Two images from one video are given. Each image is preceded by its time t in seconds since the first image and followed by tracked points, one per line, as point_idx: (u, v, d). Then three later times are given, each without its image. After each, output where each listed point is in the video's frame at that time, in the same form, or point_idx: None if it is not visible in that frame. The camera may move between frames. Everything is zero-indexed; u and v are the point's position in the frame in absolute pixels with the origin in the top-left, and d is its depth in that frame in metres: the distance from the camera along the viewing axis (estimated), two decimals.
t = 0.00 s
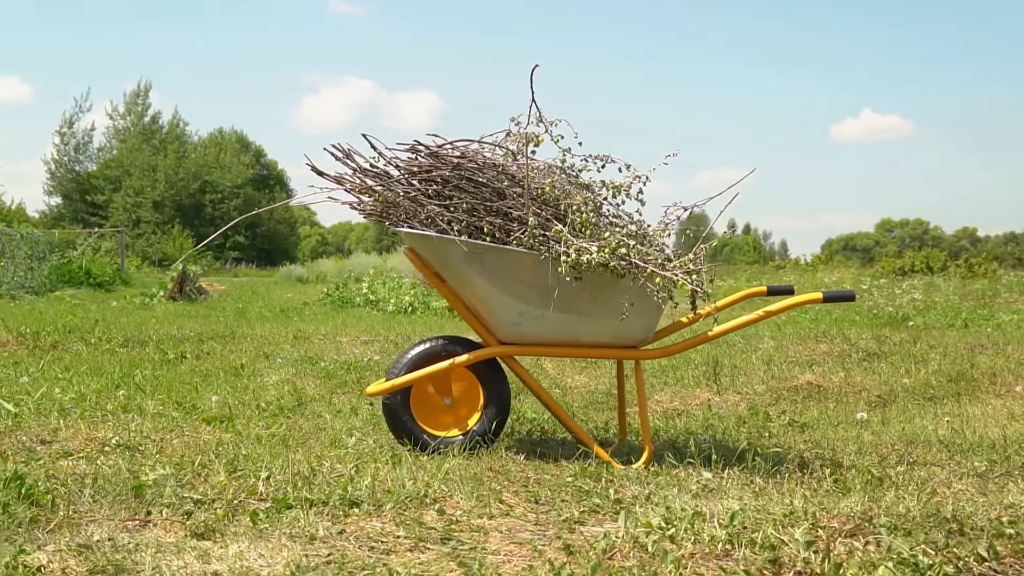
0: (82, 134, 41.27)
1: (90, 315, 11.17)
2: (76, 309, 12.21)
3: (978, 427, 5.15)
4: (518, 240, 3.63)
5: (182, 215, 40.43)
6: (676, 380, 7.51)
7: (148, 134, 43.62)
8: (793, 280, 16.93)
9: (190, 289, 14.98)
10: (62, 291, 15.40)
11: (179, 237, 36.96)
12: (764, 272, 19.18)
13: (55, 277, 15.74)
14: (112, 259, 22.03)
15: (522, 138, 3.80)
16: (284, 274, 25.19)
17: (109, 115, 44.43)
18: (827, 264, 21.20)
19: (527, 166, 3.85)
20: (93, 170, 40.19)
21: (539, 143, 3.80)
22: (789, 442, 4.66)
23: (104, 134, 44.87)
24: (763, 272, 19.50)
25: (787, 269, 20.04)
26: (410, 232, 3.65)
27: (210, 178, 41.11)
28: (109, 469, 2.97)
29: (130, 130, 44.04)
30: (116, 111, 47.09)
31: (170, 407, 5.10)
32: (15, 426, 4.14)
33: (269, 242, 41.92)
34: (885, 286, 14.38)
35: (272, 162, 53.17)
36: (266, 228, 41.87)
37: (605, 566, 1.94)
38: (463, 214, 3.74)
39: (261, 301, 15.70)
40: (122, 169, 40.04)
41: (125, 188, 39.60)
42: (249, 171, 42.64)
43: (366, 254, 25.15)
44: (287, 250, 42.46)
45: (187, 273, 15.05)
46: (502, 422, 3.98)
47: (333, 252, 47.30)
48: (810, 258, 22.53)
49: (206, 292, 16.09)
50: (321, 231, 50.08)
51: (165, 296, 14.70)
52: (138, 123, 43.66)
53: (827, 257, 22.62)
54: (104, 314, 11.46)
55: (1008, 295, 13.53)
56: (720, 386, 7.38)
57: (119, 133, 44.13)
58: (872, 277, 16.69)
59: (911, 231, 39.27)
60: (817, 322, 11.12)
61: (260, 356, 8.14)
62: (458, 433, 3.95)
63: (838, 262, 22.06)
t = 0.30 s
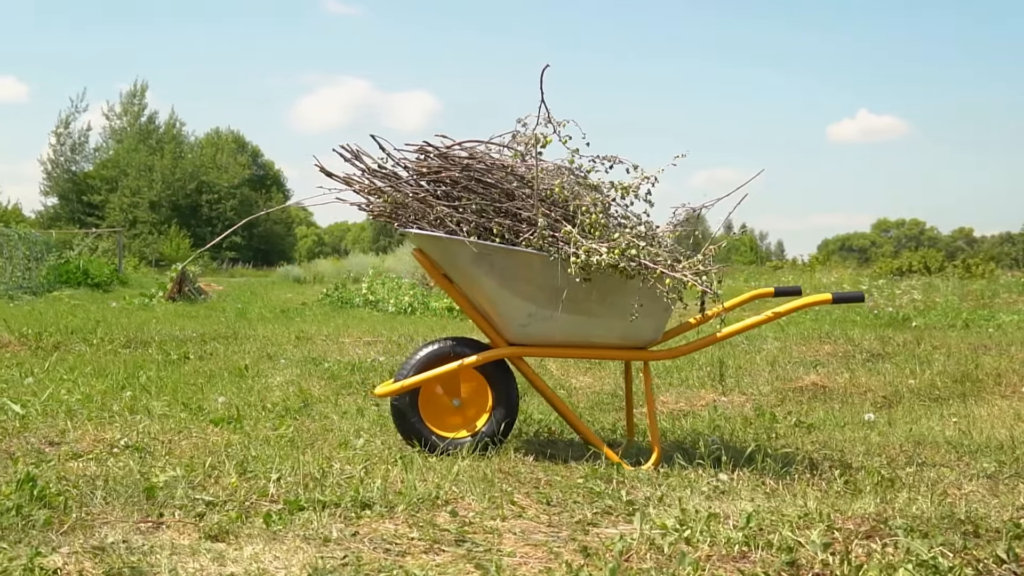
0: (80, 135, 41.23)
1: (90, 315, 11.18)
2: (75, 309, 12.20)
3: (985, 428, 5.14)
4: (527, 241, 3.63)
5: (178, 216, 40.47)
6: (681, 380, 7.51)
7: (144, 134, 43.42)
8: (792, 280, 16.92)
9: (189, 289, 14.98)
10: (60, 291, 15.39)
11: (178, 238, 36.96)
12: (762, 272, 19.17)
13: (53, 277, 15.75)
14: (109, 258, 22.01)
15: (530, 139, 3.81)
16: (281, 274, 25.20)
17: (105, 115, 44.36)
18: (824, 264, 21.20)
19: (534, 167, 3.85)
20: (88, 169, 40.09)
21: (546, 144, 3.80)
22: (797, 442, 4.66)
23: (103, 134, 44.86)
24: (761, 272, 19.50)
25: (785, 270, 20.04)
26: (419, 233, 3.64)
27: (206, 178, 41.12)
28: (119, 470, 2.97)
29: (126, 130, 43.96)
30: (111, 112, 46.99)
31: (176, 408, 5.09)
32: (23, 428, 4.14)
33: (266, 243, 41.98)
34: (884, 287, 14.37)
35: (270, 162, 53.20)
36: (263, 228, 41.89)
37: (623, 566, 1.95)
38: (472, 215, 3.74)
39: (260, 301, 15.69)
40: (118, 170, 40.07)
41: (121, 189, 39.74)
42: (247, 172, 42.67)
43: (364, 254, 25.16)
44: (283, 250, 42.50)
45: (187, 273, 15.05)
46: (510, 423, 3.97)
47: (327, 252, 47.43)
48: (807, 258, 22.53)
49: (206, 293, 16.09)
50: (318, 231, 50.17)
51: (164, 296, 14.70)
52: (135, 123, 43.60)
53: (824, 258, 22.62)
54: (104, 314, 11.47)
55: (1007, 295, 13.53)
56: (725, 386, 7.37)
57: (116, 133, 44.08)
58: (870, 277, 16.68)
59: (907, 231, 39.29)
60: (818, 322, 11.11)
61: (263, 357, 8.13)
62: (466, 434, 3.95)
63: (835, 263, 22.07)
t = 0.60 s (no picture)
0: (76, 134, 41.13)
1: (88, 315, 11.15)
2: (72, 309, 12.16)
3: (991, 429, 5.13)
4: (536, 242, 3.63)
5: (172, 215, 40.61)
6: (685, 381, 7.49)
7: (138, 134, 43.22)
8: (788, 281, 16.90)
9: (187, 289, 14.95)
10: (57, 291, 15.35)
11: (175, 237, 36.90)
12: (759, 272, 19.15)
13: (50, 278, 15.72)
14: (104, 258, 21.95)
15: (538, 140, 3.80)
16: (278, 273, 25.16)
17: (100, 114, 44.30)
18: (820, 264, 21.16)
19: (543, 167, 3.85)
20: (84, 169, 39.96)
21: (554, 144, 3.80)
22: (805, 443, 4.65)
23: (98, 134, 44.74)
24: (758, 272, 19.48)
25: (781, 269, 20.01)
26: (427, 233, 3.63)
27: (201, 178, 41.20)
28: (128, 472, 2.97)
29: (121, 130, 43.80)
30: (106, 111, 46.85)
31: (180, 408, 5.08)
32: (29, 429, 4.13)
33: (261, 242, 42.01)
34: (883, 287, 14.34)
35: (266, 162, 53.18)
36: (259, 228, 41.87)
37: (640, 568, 1.95)
38: (480, 215, 3.73)
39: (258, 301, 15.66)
40: (113, 169, 39.89)
41: (116, 190, 38.99)
42: (241, 171, 42.78)
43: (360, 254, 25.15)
44: (279, 250, 42.51)
45: (185, 273, 15.02)
46: (518, 423, 3.97)
47: (323, 252, 47.46)
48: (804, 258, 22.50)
49: (203, 293, 16.06)
50: (312, 230, 50.21)
51: (162, 297, 14.68)
52: (130, 123, 43.47)
53: (820, 258, 22.61)
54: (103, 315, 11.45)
55: (1005, 295, 13.52)
56: (729, 387, 7.35)
57: (110, 132, 43.86)
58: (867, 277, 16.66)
59: (902, 231, 39.27)
60: (819, 322, 11.09)
61: (264, 358, 8.10)
62: (474, 435, 3.95)
63: (831, 262, 22.05)
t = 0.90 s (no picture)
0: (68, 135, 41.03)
1: (83, 316, 11.11)
2: (66, 309, 12.12)
3: (992, 429, 5.13)
4: (539, 242, 3.62)
5: (164, 215, 40.52)
6: (685, 381, 7.48)
7: (130, 134, 43.04)
8: (782, 281, 16.91)
9: (181, 290, 14.92)
10: (50, 292, 15.30)
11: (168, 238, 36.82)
12: (753, 271, 19.14)
13: (42, 278, 15.67)
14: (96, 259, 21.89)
15: (541, 140, 3.80)
16: (271, 273, 25.13)
17: (92, 114, 44.21)
18: (812, 264, 21.17)
19: (545, 168, 3.84)
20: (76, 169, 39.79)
21: (557, 145, 3.79)
22: (808, 443, 4.65)
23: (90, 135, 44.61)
24: (752, 271, 19.50)
25: (773, 269, 20.03)
26: (430, 234, 3.63)
27: (193, 178, 41.14)
28: (133, 473, 2.96)
29: (112, 130, 43.64)
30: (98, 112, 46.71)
31: (180, 410, 5.07)
32: (31, 431, 4.11)
33: (253, 242, 41.97)
34: (877, 287, 14.35)
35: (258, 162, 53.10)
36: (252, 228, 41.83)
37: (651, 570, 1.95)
38: (483, 215, 3.72)
39: (253, 301, 15.63)
40: (105, 169, 39.71)
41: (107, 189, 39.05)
42: (233, 172, 42.72)
43: (353, 254, 25.12)
44: (271, 250, 42.46)
45: (179, 273, 14.99)
46: (520, 424, 3.97)
47: (315, 252, 47.43)
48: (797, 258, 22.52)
49: (198, 293, 16.02)
50: (305, 231, 50.17)
51: (157, 297, 14.65)
52: (122, 123, 43.31)
53: (813, 257, 22.62)
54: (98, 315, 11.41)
55: (999, 295, 13.54)
56: (728, 387, 7.35)
57: (103, 132, 43.71)
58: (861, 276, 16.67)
59: (894, 231, 39.36)
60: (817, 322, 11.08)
61: (262, 358, 8.07)
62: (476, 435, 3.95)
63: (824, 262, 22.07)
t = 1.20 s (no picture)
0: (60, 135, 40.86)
1: (76, 317, 11.06)
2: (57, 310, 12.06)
3: (989, 429, 5.15)
4: (542, 243, 3.62)
5: (156, 216, 40.32)
6: (682, 382, 7.48)
7: (120, 135, 42.84)
8: (774, 281, 16.93)
9: (174, 290, 14.87)
10: (42, 293, 15.21)
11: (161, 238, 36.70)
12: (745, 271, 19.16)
13: (33, 279, 15.59)
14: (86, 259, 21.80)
15: (542, 141, 3.80)
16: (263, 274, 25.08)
17: (83, 114, 44.08)
18: (803, 264, 21.21)
19: (547, 169, 3.84)
20: (65, 170, 39.56)
21: (559, 146, 3.80)
22: (809, 444, 4.65)
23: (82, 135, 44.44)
24: (744, 272, 19.53)
25: (765, 269, 20.05)
26: (433, 235, 3.62)
27: (183, 179, 40.96)
28: (136, 475, 2.94)
29: (103, 130, 43.43)
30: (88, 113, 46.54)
31: (179, 411, 5.05)
32: (31, 433, 4.09)
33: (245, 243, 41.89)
34: (870, 288, 14.37)
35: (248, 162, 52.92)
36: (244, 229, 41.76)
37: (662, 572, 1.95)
38: (485, 216, 3.72)
39: (245, 301, 15.58)
40: (95, 170, 39.52)
41: (97, 190, 38.83)
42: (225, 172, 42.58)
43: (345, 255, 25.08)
44: (262, 250, 42.36)
45: (172, 273, 14.93)
46: (522, 425, 3.96)
47: (309, 253, 47.38)
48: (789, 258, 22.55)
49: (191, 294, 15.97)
50: (296, 232, 50.12)
51: (150, 298, 14.60)
52: (112, 123, 43.10)
53: (805, 257, 22.66)
54: (91, 316, 11.35)
55: (992, 296, 13.58)
56: (726, 388, 7.35)
57: (93, 133, 43.51)
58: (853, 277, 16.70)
59: (885, 231, 39.46)
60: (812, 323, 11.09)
61: (258, 360, 8.04)
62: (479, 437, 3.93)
63: (814, 262, 22.11)
